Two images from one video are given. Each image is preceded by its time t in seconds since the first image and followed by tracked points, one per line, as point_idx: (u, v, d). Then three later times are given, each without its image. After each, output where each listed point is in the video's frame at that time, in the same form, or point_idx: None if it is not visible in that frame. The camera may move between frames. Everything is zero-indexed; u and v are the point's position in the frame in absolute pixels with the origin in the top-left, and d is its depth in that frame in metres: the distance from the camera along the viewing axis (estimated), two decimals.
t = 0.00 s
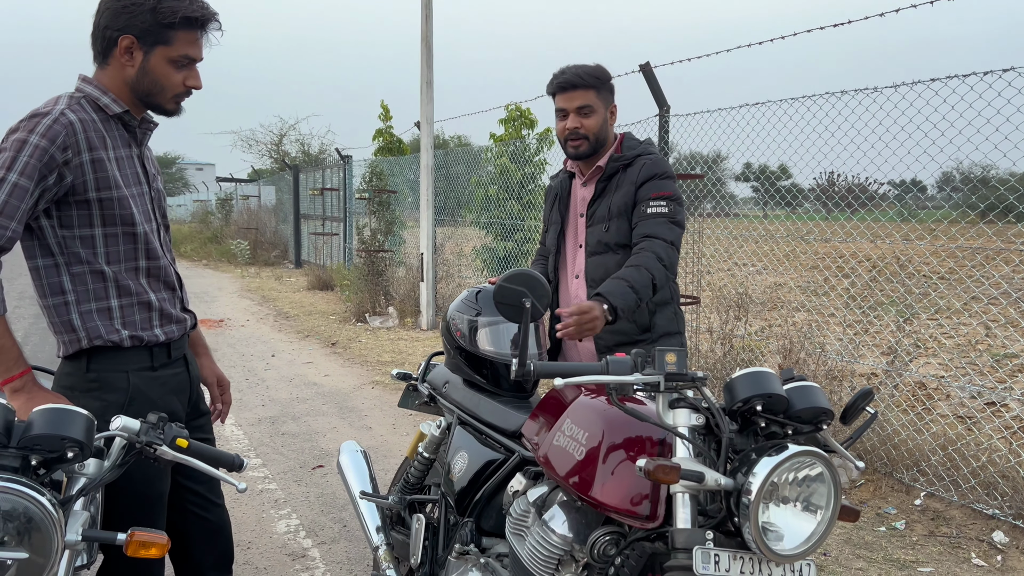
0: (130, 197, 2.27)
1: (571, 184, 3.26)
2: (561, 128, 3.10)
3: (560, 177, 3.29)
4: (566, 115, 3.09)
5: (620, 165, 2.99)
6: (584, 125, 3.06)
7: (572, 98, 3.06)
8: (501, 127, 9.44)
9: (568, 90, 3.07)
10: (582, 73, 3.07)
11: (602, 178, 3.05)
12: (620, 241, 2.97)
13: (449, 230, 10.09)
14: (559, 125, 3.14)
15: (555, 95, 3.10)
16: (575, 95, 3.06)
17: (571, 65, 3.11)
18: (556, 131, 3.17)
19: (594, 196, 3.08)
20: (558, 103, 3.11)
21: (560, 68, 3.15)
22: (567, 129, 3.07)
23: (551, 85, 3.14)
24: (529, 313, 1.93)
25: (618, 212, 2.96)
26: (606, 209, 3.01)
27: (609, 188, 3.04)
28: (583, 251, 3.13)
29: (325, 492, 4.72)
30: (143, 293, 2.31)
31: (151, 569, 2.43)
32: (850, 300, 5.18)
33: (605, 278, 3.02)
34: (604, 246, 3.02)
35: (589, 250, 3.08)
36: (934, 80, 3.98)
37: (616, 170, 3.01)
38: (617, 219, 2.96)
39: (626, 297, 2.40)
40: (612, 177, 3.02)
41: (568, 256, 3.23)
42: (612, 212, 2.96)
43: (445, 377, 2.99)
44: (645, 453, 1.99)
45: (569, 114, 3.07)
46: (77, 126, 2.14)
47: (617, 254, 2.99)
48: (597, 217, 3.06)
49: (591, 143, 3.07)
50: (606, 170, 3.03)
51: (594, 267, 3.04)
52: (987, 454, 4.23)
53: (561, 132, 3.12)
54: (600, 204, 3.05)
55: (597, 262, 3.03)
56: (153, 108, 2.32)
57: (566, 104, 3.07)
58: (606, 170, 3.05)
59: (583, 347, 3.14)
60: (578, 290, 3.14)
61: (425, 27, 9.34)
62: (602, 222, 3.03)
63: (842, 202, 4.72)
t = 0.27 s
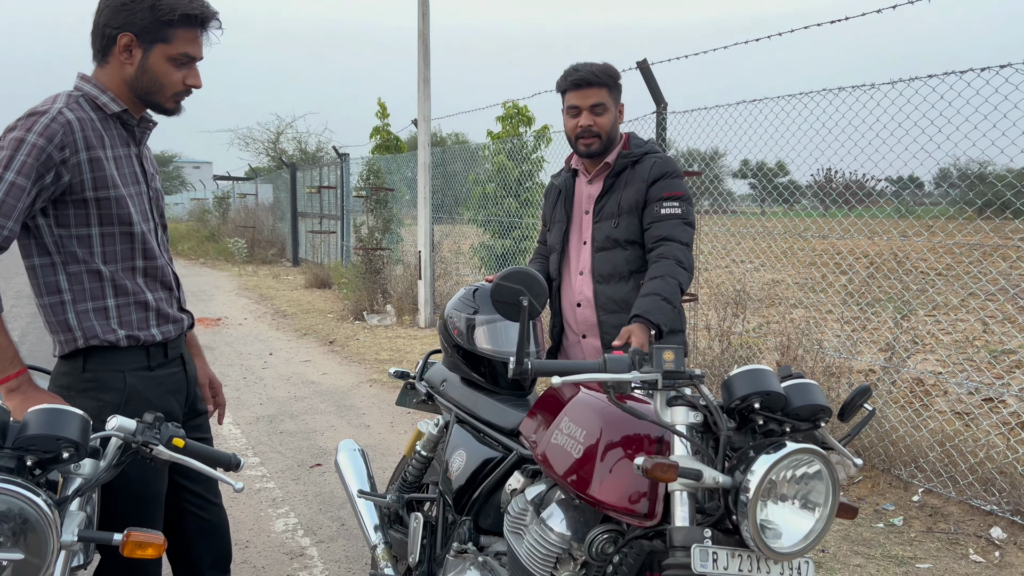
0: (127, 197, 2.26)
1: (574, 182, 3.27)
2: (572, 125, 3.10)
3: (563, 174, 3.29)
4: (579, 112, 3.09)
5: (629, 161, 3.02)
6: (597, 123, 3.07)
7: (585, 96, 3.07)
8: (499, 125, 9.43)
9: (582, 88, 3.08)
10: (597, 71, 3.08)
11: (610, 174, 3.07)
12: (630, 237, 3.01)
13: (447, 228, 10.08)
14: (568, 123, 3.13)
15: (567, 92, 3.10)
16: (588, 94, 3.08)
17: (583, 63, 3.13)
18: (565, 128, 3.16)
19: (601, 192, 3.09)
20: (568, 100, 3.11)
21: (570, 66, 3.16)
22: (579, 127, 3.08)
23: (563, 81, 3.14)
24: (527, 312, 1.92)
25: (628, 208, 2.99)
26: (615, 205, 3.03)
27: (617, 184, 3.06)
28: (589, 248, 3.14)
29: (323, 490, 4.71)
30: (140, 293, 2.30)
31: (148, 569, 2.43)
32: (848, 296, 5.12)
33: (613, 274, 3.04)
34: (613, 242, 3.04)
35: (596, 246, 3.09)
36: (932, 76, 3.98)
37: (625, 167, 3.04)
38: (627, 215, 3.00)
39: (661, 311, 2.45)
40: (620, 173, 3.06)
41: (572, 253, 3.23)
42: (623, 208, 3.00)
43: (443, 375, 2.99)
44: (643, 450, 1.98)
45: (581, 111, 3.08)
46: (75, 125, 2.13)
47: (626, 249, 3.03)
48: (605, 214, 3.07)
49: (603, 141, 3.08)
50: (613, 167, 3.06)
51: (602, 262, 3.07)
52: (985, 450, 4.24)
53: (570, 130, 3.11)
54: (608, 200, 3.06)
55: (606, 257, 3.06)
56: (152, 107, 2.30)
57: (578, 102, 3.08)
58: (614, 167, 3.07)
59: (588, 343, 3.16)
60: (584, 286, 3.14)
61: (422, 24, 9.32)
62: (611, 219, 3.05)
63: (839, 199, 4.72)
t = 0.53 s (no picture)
0: (122, 196, 2.24)
1: (582, 181, 3.27)
2: (584, 121, 3.09)
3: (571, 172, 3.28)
4: (591, 109, 3.09)
5: (645, 160, 3.05)
6: (609, 119, 3.06)
7: (597, 92, 3.07)
8: (491, 123, 9.41)
9: (594, 83, 3.08)
10: (611, 66, 3.07)
11: (626, 172, 3.09)
12: (649, 238, 3.03)
13: (439, 227, 10.06)
14: (580, 119, 3.13)
15: (579, 87, 3.09)
16: (600, 89, 3.07)
17: (596, 58, 3.12)
18: (575, 124, 3.15)
19: (617, 190, 3.10)
20: (580, 96, 3.10)
21: (582, 62, 3.15)
22: (591, 123, 3.07)
23: (575, 76, 3.13)
24: (520, 309, 1.92)
25: (648, 209, 3.01)
26: (633, 205, 3.05)
27: (633, 183, 3.08)
28: (601, 245, 3.15)
29: (316, 490, 4.70)
30: (133, 293, 2.28)
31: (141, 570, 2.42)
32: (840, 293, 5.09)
33: (632, 272, 3.05)
34: (632, 241, 3.05)
35: (612, 244, 3.08)
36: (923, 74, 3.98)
37: (641, 166, 3.07)
38: (648, 216, 3.02)
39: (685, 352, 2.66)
40: (635, 172, 3.08)
41: (581, 252, 3.23)
42: (643, 208, 3.01)
43: (437, 373, 2.98)
44: (638, 449, 1.98)
45: (594, 108, 3.08)
46: (68, 124, 2.11)
47: (645, 250, 3.04)
48: (621, 212, 3.08)
49: (614, 138, 3.08)
50: (629, 165, 3.07)
51: (620, 261, 3.06)
52: (977, 446, 4.25)
53: (582, 125, 3.11)
54: (624, 199, 3.07)
55: (623, 256, 3.06)
56: (145, 105, 2.28)
57: (590, 98, 3.08)
58: (629, 165, 3.09)
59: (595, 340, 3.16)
60: (599, 284, 3.13)
61: (413, 23, 9.29)
62: (628, 218, 3.06)
63: (831, 197, 4.74)
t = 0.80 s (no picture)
0: (116, 195, 2.23)
1: (595, 178, 3.25)
2: (603, 122, 3.08)
3: (586, 170, 3.26)
4: (610, 110, 3.06)
5: (669, 161, 3.07)
6: (628, 121, 3.04)
7: (616, 93, 3.04)
8: (482, 123, 9.40)
9: (612, 85, 3.05)
10: (629, 68, 3.04)
11: (649, 173, 3.11)
12: (677, 240, 3.07)
13: (431, 226, 10.04)
14: (598, 119, 3.10)
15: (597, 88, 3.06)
16: (619, 91, 3.04)
17: (613, 59, 3.09)
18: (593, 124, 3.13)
19: (641, 190, 3.11)
20: (599, 97, 3.07)
21: (600, 62, 3.12)
22: (610, 125, 3.05)
23: (594, 77, 3.09)
24: (513, 310, 1.93)
25: (678, 211, 3.06)
26: (660, 206, 3.07)
27: (657, 184, 3.10)
28: (621, 245, 3.15)
29: (308, 491, 4.68)
30: (129, 293, 2.26)
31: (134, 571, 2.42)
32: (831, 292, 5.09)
33: (659, 274, 3.07)
34: (660, 243, 3.07)
35: (640, 244, 3.09)
36: (912, 73, 4.01)
37: (665, 166, 3.09)
38: (676, 218, 3.06)
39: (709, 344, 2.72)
40: (659, 174, 3.10)
41: (597, 250, 3.22)
42: (674, 210, 3.06)
43: (429, 373, 2.96)
44: (630, 447, 1.98)
45: (613, 109, 3.05)
46: (59, 124, 2.10)
47: (671, 252, 3.08)
48: (646, 212, 3.09)
49: (633, 139, 3.07)
50: (653, 166, 3.09)
51: (648, 262, 3.08)
52: (967, 443, 4.26)
53: (600, 127, 3.09)
54: (649, 199, 3.09)
55: (651, 258, 3.07)
56: (140, 103, 2.27)
57: (609, 99, 3.05)
58: (652, 166, 3.11)
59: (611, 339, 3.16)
60: (622, 284, 3.13)
61: (403, 22, 9.27)
62: (654, 219, 3.08)
63: (821, 195, 4.76)
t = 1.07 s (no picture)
0: (116, 194, 2.22)
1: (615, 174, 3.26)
2: (621, 126, 3.07)
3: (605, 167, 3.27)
4: (629, 114, 3.06)
5: (687, 163, 3.13)
6: (646, 124, 3.04)
7: (635, 98, 3.03)
8: (473, 123, 9.40)
9: (632, 90, 3.04)
10: (648, 72, 3.03)
11: (667, 174, 3.14)
12: (690, 240, 3.12)
13: (422, 227, 10.02)
14: (617, 121, 3.11)
15: (616, 92, 3.06)
16: (638, 95, 3.03)
17: (634, 62, 3.08)
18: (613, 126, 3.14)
19: (658, 190, 3.14)
20: (619, 100, 3.07)
21: (620, 65, 3.11)
22: (629, 128, 3.05)
23: (613, 80, 3.09)
24: (503, 309, 1.92)
25: (692, 211, 3.10)
26: (676, 206, 3.12)
27: (675, 184, 3.14)
28: (638, 244, 3.18)
29: (300, 493, 4.67)
30: (130, 292, 2.25)
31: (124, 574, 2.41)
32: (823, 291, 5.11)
33: (671, 273, 3.11)
34: (674, 242, 3.11)
35: (653, 243, 3.13)
36: (901, 73, 4.03)
37: (683, 168, 3.14)
38: (690, 218, 3.10)
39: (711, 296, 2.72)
40: (677, 175, 3.14)
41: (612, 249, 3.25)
42: (688, 210, 3.10)
43: (420, 375, 2.93)
44: (622, 447, 1.98)
45: (631, 113, 3.05)
46: (57, 124, 2.09)
47: (685, 252, 3.13)
48: (664, 213, 3.12)
49: (650, 142, 3.08)
50: (671, 166, 3.13)
51: (660, 260, 3.12)
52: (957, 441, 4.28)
53: (619, 129, 3.09)
54: (667, 199, 3.12)
55: (664, 256, 3.11)
56: (140, 103, 2.26)
57: (629, 103, 3.04)
58: (671, 166, 3.15)
59: (624, 337, 3.19)
60: (635, 281, 3.16)
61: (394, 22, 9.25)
62: (670, 219, 3.12)
63: (812, 194, 4.78)
